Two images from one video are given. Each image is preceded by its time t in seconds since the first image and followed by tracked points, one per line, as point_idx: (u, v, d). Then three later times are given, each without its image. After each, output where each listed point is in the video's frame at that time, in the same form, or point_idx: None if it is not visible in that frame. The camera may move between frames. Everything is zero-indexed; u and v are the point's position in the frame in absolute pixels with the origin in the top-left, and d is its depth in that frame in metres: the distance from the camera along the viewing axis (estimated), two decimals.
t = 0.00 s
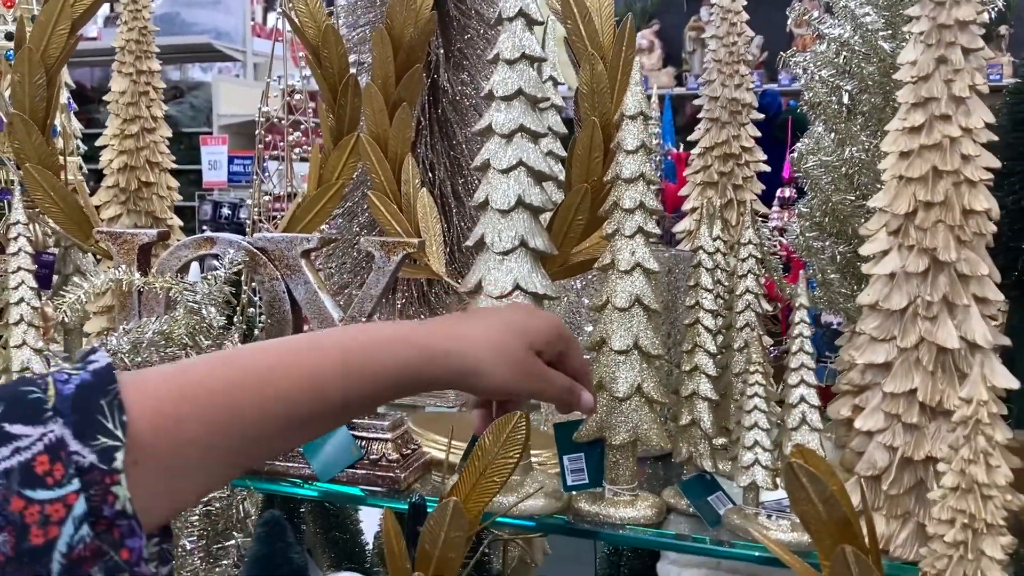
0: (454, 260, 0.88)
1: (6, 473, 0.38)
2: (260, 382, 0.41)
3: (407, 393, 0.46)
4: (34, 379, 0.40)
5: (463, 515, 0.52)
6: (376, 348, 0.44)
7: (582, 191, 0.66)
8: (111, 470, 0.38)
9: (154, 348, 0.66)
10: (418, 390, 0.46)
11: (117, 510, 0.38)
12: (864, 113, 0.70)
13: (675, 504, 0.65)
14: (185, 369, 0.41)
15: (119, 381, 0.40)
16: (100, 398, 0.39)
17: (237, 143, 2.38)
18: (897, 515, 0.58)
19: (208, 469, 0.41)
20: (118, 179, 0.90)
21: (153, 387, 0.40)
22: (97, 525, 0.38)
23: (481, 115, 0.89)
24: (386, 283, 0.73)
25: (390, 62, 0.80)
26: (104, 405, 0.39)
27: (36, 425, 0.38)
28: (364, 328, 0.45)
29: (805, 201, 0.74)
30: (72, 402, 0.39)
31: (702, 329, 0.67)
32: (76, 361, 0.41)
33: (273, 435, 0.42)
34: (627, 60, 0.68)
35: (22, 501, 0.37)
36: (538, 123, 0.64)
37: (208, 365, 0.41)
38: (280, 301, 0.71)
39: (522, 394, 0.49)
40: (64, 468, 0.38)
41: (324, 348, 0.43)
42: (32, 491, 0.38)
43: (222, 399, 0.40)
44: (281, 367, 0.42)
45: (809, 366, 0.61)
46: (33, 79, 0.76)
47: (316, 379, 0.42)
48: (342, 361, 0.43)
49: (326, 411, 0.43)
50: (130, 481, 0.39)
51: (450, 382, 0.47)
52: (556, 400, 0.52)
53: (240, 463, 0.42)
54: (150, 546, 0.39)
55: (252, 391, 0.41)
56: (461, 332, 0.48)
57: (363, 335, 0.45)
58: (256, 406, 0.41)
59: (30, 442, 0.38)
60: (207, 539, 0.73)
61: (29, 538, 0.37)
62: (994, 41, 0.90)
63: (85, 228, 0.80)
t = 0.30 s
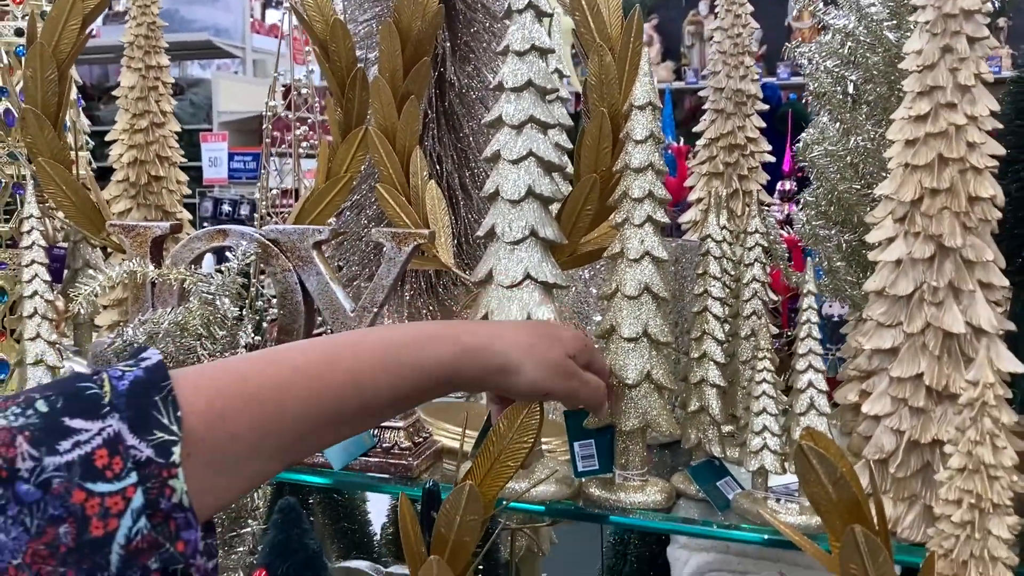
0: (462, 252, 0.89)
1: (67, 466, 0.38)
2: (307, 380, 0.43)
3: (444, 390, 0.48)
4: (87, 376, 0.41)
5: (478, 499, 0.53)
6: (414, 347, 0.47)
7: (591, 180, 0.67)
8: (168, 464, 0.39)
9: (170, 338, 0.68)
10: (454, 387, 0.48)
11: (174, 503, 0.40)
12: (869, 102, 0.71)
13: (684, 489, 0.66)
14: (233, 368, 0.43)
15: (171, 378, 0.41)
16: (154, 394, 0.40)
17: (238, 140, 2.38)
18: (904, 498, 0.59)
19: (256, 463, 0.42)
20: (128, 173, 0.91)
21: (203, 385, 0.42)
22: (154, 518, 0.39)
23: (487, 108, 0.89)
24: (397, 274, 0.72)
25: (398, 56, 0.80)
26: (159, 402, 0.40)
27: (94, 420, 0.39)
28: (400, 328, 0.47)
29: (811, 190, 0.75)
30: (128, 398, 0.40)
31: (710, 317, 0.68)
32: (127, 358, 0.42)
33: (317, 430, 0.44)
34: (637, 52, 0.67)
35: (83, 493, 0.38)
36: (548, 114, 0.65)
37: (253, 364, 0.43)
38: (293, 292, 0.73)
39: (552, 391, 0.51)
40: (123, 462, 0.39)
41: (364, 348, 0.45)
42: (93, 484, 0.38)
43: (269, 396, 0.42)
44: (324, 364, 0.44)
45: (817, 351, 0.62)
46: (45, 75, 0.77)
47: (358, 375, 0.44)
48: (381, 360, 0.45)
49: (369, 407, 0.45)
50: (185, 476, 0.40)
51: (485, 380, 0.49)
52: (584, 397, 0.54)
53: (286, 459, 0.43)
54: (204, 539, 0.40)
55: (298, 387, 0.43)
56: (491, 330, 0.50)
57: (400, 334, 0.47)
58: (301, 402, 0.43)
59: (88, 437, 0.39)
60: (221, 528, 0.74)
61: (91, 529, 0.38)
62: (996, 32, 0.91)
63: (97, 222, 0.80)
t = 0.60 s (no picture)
0: (457, 244, 0.90)
1: (60, 446, 0.39)
2: (281, 346, 0.41)
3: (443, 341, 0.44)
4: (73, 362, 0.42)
5: (472, 482, 0.54)
6: (399, 303, 0.43)
7: (583, 170, 0.67)
8: (159, 437, 0.40)
9: (169, 327, 0.70)
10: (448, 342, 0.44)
11: (169, 474, 0.40)
12: (857, 93, 0.72)
13: (676, 474, 0.66)
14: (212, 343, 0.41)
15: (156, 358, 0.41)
16: (140, 371, 0.40)
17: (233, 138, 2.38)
18: (892, 481, 0.60)
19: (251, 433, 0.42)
20: (124, 168, 0.92)
21: (184, 361, 0.41)
22: (150, 490, 0.40)
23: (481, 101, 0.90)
24: (393, 263, 0.74)
25: (392, 49, 0.81)
26: (144, 379, 0.40)
27: (83, 400, 0.39)
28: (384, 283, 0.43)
29: (800, 180, 0.76)
30: (114, 379, 0.40)
31: (701, 305, 0.69)
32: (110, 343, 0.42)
33: (307, 396, 0.42)
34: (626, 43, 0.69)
35: (78, 471, 0.39)
36: (541, 105, 0.65)
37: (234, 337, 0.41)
38: (289, 284, 0.73)
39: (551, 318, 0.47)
40: (115, 438, 0.39)
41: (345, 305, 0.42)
42: (86, 461, 0.39)
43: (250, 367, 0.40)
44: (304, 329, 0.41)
45: (806, 337, 0.63)
46: (41, 69, 0.78)
47: (335, 334, 0.41)
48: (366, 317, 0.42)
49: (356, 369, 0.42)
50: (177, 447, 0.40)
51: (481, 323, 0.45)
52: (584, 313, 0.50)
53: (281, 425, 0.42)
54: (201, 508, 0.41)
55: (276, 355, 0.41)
56: (478, 275, 0.45)
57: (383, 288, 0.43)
58: (283, 372, 0.41)
59: (78, 418, 0.39)
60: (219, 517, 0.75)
61: (88, 506, 0.38)
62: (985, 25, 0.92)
63: (94, 215, 0.81)
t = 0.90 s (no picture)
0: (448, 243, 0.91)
1: (75, 433, 0.39)
2: (287, 322, 0.42)
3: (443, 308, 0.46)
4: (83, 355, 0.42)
5: (463, 475, 0.55)
6: (392, 275, 0.44)
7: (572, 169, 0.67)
8: (174, 418, 0.41)
9: (161, 326, 0.70)
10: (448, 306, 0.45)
11: (185, 454, 0.41)
12: (839, 92, 0.73)
13: (663, 468, 0.67)
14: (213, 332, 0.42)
15: (164, 346, 0.42)
16: (151, 359, 0.41)
17: (224, 138, 2.38)
18: (874, 472, 0.62)
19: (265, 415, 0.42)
20: (117, 168, 0.93)
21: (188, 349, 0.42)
22: (167, 472, 0.41)
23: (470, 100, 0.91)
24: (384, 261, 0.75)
25: (382, 50, 0.82)
26: (155, 365, 0.41)
27: (96, 389, 0.40)
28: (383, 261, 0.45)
29: (784, 178, 0.77)
30: (127, 366, 0.41)
31: (687, 301, 0.71)
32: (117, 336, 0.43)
33: (320, 369, 0.43)
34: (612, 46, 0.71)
35: (95, 457, 0.39)
36: (528, 105, 0.67)
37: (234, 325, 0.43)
38: (281, 282, 0.74)
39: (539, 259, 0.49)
40: (129, 423, 0.40)
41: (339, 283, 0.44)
42: (103, 447, 0.40)
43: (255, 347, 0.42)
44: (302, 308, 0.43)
45: (789, 332, 0.64)
46: (35, 70, 0.78)
47: (337, 306, 0.43)
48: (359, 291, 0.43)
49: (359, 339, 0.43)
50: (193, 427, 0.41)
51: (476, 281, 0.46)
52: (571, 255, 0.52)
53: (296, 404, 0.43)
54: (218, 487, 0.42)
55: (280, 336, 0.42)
56: (467, 238, 0.47)
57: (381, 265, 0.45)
58: (289, 347, 0.42)
59: (92, 405, 0.40)
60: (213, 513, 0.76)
61: (107, 490, 0.39)
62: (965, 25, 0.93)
63: (88, 215, 0.81)
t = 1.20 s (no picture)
0: (439, 245, 0.92)
1: (157, 415, 0.37)
2: (349, 305, 0.42)
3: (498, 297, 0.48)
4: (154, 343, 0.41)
5: (454, 475, 0.56)
6: (449, 264, 0.46)
7: (561, 173, 0.68)
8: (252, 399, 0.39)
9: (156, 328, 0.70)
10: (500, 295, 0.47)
11: (264, 434, 0.39)
12: (823, 97, 0.74)
13: (651, 466, 0.69)
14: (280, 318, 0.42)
15: (235, 334, 0.41)
16: (224, 348, 0.40)
17: (215, 139, 2.38)
18: (858, 470, 0.63)
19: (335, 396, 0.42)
20: (110, 171, 0.93)
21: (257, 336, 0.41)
22: (247, 452, 0.39)
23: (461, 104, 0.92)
24: (376, 264, 0.75)
25: (373, 54, 0.82)
26: (229, 354, 0.40)
27: (172, 372, 0.39)
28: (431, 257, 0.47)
29: (770, 180, 0.79)
30: (201, 353, 0.39)
31: (674, 302, 0.72)
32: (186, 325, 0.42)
33: (383, 351, 0.43)
34: (601, 54, 0.72)
35: (177, 438, 0.37)
36: (518, 109, 0.68)
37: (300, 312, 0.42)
38: (274, 284, 0.75)
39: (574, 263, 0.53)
40: (208, 405, 0.38)
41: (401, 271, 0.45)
42: (184, 428, 0.38)
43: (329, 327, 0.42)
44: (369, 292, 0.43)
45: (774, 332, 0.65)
46: (28, 75, 0.79)
47: (398, 289, 0.43)
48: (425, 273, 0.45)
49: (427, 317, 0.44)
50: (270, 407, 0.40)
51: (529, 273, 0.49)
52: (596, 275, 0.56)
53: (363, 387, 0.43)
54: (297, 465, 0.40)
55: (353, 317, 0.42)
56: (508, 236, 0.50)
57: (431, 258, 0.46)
58: (366, 325, 0.42)
59: (170, 388, 0.38)
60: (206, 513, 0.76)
61: (190, 471, 0.37)
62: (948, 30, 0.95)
63: (81, 219, 0.82)
